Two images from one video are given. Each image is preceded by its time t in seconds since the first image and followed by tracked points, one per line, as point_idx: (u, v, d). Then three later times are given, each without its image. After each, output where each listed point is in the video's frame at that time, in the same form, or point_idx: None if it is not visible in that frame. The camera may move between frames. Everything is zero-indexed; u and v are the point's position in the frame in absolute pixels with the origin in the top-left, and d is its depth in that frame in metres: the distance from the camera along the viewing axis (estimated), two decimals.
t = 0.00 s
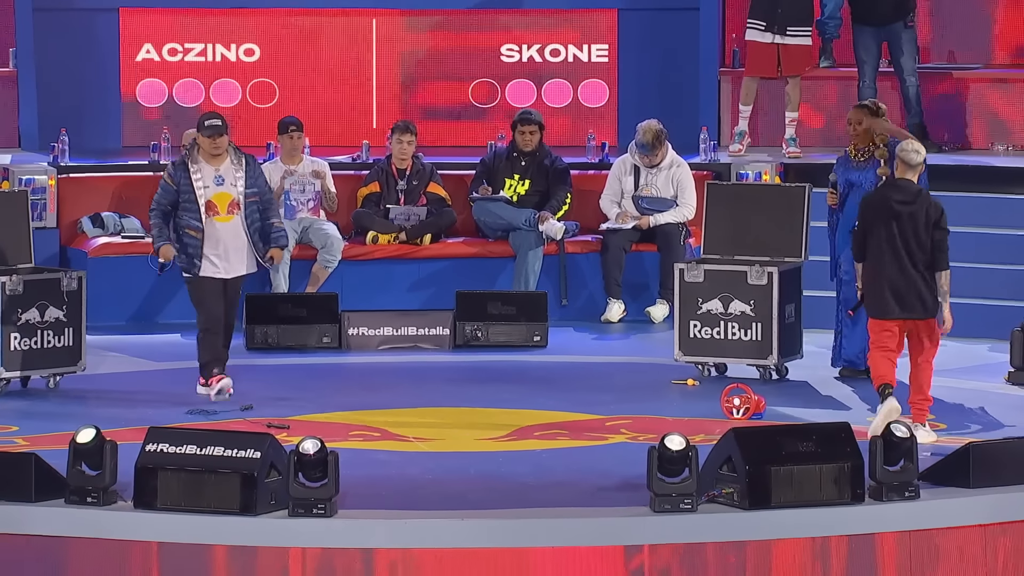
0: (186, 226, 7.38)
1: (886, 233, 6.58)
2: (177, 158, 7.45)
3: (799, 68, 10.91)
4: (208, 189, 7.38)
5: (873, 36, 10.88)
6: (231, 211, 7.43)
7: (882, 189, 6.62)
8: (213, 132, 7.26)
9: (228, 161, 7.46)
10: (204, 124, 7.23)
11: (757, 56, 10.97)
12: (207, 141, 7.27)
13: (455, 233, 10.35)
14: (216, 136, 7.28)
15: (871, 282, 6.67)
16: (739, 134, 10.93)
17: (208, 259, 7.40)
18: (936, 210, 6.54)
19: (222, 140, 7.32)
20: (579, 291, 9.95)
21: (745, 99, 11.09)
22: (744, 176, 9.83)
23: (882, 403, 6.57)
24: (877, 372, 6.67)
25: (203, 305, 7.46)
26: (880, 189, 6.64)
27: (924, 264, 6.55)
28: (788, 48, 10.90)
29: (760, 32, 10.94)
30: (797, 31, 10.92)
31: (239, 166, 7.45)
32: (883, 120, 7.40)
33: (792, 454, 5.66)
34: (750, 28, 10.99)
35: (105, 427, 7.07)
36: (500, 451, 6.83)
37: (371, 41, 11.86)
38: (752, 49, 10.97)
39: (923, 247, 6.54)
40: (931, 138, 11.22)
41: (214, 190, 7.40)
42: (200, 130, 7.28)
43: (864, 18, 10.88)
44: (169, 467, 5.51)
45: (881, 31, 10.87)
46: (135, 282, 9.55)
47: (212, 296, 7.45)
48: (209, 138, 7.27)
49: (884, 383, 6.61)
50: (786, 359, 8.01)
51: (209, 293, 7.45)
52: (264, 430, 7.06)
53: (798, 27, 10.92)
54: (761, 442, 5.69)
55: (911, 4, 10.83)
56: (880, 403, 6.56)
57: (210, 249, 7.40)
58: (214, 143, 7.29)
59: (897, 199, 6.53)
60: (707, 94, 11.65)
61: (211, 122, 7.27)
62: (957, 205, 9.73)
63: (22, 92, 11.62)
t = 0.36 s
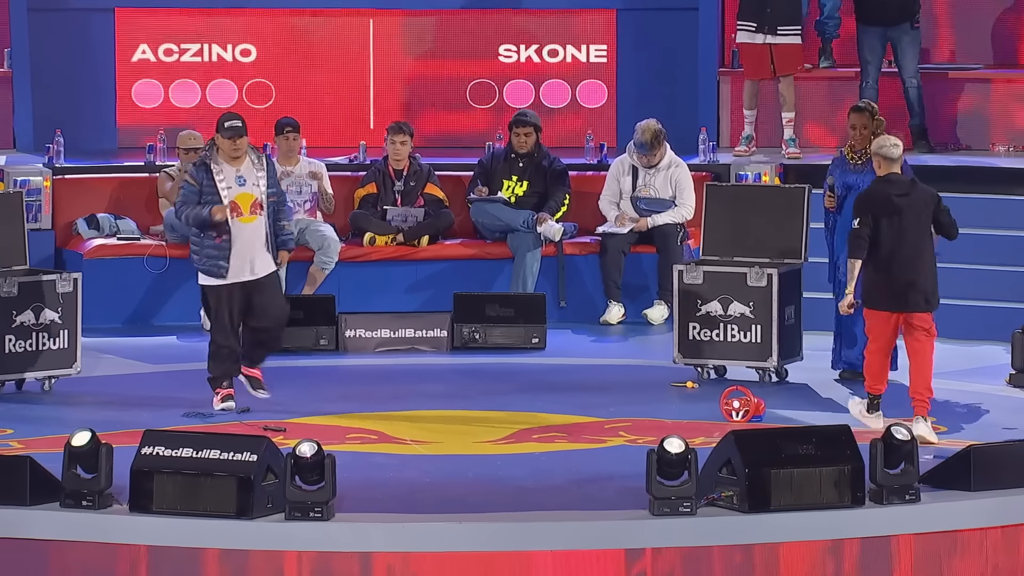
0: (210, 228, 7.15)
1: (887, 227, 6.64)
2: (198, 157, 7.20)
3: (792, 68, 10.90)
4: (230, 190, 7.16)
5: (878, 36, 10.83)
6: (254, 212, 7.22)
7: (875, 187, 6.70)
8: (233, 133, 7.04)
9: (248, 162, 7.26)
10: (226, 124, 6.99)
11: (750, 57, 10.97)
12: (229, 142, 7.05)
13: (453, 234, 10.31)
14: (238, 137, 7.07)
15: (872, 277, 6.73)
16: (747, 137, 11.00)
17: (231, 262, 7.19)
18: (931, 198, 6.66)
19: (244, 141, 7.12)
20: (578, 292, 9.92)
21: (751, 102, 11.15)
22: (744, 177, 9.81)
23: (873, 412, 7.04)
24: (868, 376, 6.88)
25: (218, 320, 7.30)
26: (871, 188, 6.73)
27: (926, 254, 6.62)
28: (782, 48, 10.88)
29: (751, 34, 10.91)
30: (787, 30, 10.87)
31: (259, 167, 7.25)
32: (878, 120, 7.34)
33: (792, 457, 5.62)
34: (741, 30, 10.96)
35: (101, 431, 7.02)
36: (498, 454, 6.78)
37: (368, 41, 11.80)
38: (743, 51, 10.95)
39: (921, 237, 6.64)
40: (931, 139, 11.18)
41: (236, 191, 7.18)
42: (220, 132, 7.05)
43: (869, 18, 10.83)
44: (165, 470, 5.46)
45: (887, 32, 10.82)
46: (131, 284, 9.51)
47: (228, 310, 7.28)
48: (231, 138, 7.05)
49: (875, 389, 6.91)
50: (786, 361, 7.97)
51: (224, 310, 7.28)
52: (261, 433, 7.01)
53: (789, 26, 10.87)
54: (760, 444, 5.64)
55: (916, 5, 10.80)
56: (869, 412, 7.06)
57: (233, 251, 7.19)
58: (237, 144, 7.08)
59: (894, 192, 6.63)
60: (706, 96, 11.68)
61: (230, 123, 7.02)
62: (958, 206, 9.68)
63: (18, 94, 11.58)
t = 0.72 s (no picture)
0: (249, 234, 6.82)
1: (867, 220, 6.66)
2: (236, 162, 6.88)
3: (778, 66, 10.73)
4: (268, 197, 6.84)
5: (901, 32, 10.66)
6: (291, 221, 6.90)
7: (854, 178, 6.67)
8: (272, 141, 6.71)
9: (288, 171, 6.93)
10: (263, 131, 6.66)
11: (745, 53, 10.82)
12: (266, 149, 6.72)
13: (452, 235, 10.16)
14: (276, 144, 6.74)
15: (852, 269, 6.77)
16: (752, 136, 10.80)
17: (267, 270, 6.86)
18: (910, 187, 6.66)
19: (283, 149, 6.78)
20: (579, 294, 9.77)
21: (752, 100, 10.99)
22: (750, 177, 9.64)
23: (878, 417, 6.79)
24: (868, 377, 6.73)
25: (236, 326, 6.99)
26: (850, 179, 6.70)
27: (904, 242, 6.69)
28: (773, 45, 10.72)
29: (743, 31, 10.79)
30: (779, 27, 10.72)
31: (299, 176, 6.93)
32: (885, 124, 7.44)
33: (798, 462, 5.48)
34: (733, 28, 10.84)
35: (92, 435, 6.86)
36: (498, 459, 6.63)
37: (367, 38, 11.66)
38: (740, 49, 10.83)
39: (901, 226, 6.68)
40: (942, 137, 11.03)
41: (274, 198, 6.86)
42: (258, 139, 6.73)
43: (889, 13, 10.66)
44: (157, 476, 5.33)
45: (910, 28, 10.65)
46: (124, 285, 9.36)
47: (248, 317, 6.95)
48: (269, 146, 6.72)
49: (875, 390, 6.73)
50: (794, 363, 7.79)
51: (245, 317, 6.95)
52: (256, 437, 6.86)
53: (782, 22, 10.72)
54: (767, 448, 5.50)
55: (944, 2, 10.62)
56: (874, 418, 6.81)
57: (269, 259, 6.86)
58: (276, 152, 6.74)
59: (873, 184, 6.61)
60: (711, 94, 11.43)
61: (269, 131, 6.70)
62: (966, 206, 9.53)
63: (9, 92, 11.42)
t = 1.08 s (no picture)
0: (274, 232, 6.72)
1: (861, 219, 6.54)
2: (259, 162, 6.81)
3: (786, 56, 10.58)
4: (291, 194, 6.73)
5: (915, 24, 10.49)
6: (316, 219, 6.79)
7: (855, 175, 6.54)
8: (292, 138, 6.62)
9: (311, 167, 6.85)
10: (284, 130, 6.59)
11: (746, 45, 10.66)
12: (288, 149, 6.67)
13: (448, 233, 10.01)
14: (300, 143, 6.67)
15: (839, 266, 6.68)
16: (754, 131, 10.66)
17: (293, 269, 6.73)
18: (908, 192, 6.56)
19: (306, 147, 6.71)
20: (577, 293, 9.60)
21: (753, 95, 10.81)
22: (753, 172, 9.46)
23: (879, 411, 6.62)
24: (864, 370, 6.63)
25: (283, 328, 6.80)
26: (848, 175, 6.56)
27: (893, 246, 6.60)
28: (775, 36, 10.56)
29: (744, 25, 10.66)
30: (783, 18, 10.57)
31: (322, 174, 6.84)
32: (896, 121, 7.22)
33: (802, 465, 5.32)
34: (735, 22, 10.69)
35: (79, 437, 6.69)
36: (495, 462, 6.46)
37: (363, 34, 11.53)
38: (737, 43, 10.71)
39: (892, 230, 6.59)
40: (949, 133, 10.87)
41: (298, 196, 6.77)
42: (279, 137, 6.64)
43: (907, 5, 10.50)
44: (148, 479, 5.15)
45: (924, 20, 10.48)
46: (113, 284, 9.20)
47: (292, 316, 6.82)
48: (291, 144, 6.65)
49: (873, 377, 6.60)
50: (797, 364, 7.65)
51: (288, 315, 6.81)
52: (247, 440, 6.69)
53: (785, 13, 10.57)
54: (770, 451, 5.35)
55: None
56: (874, 412, 6.63)
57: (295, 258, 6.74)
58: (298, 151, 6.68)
59: (873, 185, 6.48)
60: (712, 87, 11.12)
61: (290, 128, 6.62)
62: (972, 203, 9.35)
63: None
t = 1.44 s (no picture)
0: (286, 236, 6.37)
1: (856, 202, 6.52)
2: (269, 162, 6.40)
3: (796, 53, 10.45)
4: (305, 197, 6.40)
5: (918, 18, 10.36)
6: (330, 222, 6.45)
7: (853, 158, 6.47)
8: (308, 140, 6.29)
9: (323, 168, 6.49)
10: (299, 132, 6.27)
11: (758, 42, 10.52)
12: (301, 150, 6.31)
13: (443, 232, 9.84)
14: (314, 144, 6.32)
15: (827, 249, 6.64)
16: (756, 128, 10.51)
17: (308, 274, 6.40)
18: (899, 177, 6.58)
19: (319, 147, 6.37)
20: (575, 294, 9.44)
21: (758, 92, 10.67)
22: (755, 170, 9.30)
23: (834, 399, 6.88)
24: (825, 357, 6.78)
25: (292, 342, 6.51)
26: (845, 158, 6.49)
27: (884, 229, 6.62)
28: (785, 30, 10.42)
29: (756, 18, 10.53)
30: (794, 11, 10.41)
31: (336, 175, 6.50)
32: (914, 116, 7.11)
33: (806, 470, 5.19)
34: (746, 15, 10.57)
35: (64, 442, 6.52)
36: (491, 467, 6.29)
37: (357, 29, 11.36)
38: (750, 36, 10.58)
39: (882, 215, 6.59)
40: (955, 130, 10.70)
41: (311, 198, 6.42)
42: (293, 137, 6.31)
43: None
44: (134, 485, 5.02)
45: (926, 15, 10.34)
46: (101, 285, 9.03)
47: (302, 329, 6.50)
48: (303, 145, 6.30)
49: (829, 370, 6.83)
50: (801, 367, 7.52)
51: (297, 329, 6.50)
52: (238, 445, 6.53)
53: (796, 7, 10.42)
54: (773, 454, 5.22)
55: None
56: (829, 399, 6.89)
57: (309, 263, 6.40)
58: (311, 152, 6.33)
59: (871, 167, 6.46)
60: (714, 86, 11.12)
61: (305, 129, 6.29)
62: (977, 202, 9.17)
63: None
